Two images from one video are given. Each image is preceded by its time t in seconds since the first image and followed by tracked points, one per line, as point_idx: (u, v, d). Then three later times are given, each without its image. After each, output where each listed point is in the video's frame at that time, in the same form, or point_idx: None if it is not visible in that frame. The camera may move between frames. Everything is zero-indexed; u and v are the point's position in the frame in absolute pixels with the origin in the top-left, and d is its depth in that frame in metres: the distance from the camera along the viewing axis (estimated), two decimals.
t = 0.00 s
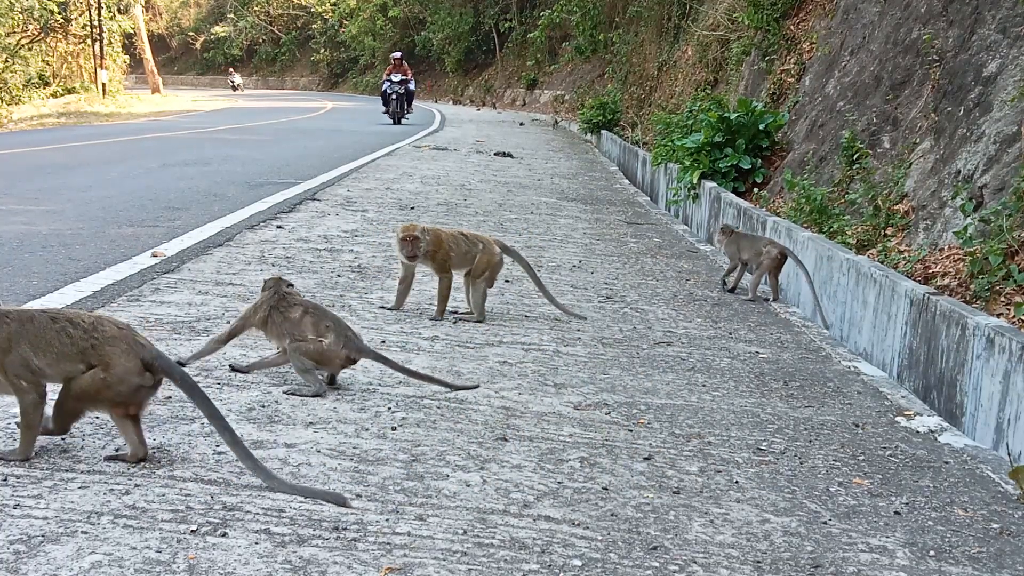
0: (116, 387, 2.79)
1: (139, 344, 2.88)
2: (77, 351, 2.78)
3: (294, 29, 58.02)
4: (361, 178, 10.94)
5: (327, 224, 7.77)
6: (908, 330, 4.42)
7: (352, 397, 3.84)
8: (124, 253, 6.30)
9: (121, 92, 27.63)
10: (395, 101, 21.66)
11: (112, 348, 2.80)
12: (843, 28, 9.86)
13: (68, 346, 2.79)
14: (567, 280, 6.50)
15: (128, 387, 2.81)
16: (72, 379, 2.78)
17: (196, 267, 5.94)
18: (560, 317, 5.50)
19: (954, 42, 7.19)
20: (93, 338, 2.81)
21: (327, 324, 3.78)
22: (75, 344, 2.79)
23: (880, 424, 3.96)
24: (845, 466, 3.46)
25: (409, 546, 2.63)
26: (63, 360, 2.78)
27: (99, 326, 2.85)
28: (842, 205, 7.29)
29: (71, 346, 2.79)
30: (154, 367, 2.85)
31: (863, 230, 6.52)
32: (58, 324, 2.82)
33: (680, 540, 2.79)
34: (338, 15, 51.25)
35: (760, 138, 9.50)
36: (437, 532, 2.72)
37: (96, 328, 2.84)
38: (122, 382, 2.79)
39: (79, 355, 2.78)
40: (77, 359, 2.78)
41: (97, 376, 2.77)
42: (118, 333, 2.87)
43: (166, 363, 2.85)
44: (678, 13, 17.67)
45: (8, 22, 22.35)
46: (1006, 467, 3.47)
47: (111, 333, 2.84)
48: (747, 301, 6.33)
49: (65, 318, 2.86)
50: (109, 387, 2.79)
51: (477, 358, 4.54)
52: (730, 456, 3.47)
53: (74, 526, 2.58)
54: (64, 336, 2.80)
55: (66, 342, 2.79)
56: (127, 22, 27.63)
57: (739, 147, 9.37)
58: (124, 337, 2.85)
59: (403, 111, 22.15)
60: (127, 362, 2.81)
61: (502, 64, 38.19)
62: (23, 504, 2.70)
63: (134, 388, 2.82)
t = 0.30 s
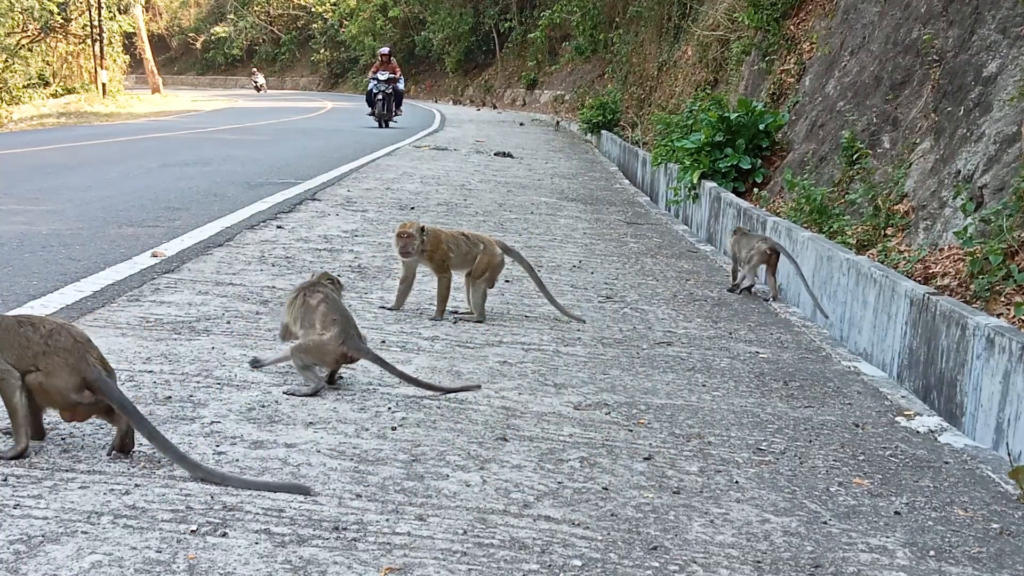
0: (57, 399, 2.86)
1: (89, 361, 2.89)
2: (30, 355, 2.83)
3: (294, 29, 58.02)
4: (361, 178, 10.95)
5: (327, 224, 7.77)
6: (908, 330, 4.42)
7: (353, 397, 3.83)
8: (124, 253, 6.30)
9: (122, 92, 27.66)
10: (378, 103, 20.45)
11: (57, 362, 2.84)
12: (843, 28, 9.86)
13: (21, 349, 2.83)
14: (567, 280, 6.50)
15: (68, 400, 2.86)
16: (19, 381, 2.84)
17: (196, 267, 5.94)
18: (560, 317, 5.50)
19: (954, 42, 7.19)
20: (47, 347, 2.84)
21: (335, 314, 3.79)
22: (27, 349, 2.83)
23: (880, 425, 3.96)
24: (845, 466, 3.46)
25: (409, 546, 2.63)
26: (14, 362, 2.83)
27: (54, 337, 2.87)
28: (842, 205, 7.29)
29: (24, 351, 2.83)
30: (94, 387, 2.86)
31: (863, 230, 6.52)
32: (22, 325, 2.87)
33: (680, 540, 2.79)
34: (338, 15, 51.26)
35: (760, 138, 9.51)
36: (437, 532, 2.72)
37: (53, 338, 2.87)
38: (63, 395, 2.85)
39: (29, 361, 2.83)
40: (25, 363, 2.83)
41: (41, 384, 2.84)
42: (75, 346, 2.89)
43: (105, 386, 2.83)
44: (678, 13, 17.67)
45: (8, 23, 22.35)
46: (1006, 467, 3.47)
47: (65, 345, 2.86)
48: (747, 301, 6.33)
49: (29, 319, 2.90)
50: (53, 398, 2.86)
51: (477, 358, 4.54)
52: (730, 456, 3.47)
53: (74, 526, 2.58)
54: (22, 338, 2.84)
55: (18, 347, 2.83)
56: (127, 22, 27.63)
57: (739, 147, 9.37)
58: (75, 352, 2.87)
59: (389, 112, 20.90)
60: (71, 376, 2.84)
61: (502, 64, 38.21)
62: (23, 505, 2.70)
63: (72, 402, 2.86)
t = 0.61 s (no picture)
0: (44, 388, 2.98)
1: (70, 351, 3.01)
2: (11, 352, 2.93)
3: (294, 29, 58.01)
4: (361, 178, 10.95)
5: (327, 224, 7.77)
6: (908, 330, 4.42)
7: (353, 397, 3.83)
8: (124, 253, 6.30)
9: (121, 92, 27.65)
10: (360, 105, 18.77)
11: (37, 354, 2.95)
12: (843, 28, 9.86)
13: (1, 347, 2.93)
14: (567, 280, 6.50)
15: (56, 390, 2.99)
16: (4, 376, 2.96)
17: (196, 267, 5.94)
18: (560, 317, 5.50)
19: (954, 42, 7.19)
20: (26, 341, 2.95)
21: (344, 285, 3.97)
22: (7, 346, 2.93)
23: (880, 424, 3.96)
24: (845, 466, 3.46)
25: (409, 546, 2.63)
26: None
27: (32, 331, 2.97)
28: (842, 205, 7.29)
29: (2, 349, 2.93)
30: (75, 375, 2.97)
31: (863, 230, 6.52)
32: None
33: (680, 540, 2.79)
34: (339, 15, 51.23)
35: (760, 138, 9.51)
36: (437, 532, 2.72)
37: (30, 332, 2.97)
38: (50, 385, 2.98)
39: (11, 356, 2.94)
40: (8, 358, 2.94)
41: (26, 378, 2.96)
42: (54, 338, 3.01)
43: (87, 373, 2.95)
44: (678, 13, 17.68)
45: (8, 23, 22.34)
46: (1006, 467, 3.47)
47: (44, 340, 2.98)
48: (747, 301, 6.34)
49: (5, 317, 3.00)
50: (42, 389, 2.99)
51: (477, 358, 4.54)
52: (730, 456, 3.47)
53: (74, 526, 2.58)
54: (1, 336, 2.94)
55: None
56: (127, 22, 27.61)
57: (739, 147, 9.38)
58: (54, 343, 2.99)
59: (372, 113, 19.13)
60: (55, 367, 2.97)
61: (502, 64, 38.21)
62: (23, 504, 2.70)
63: (58, 392, 2.99)
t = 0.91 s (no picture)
0: (42, 396, 3.04)
1: (72, 362, 3.07)
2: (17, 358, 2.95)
3: (294, 29, 58.05)
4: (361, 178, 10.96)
5: (327, 224, 7.77)
6: (908, 330, 4.42)
7: (352, 397, 3.83)
8: (124, 253, 6.30)
9: (121, 92, 27.66)
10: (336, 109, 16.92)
11: (42, 362, 2.99)
12: (843, 28, 9.86)
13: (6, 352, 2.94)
14: (567, 280, 6.51)
15: (55, 397, 3.05)
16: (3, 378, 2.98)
17: (196, 267, 5.95)
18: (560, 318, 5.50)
19: (954, 42, 7.19)
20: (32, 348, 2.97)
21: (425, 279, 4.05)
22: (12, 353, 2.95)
23: (880, 425, 3.96)
24: (845, 466, 3.46)
25: (409, 546, 2.63)
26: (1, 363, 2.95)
27: (38, 339, 3.00)
28: (842, 205, 7.29)
29: (7, 352, 2.94)
30: (75, 386, 3.05)
31: (863, 230, 6.52)
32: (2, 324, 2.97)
33: (680, 540, 2.79)
34: (338, 15, 51.25)
35: (760, 139, 9.50)
36: (437, 532, 2.72)
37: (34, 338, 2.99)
38: (50, 394, 3.04)
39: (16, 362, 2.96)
40: (10, 363, 2.96)
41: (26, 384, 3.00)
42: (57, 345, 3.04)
43: (89, 388, 3.04)
44: (678, 13, 17.68)
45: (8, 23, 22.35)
46: (1006, 467, 3.47)
47: (51, 349, 3.01)
48: (747, 301, 6.34)
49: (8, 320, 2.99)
50: (40, 396, 3.04)
51: (477, 358, 4.54)
52: (730, 457, 3.47)
53: (74, 526, 2.58)
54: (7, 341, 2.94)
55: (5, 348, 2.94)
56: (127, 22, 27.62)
57: (739, 147, 9.37)
58: (59, 352, 3.03)
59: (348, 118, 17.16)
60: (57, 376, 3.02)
61: (502, 64, 38.22)
62: (23, 505, 2.70)
63: (53, 400, 3.05)
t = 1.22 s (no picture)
0: (47, 411, 3.10)
1: (82, 384, 3.15)
2: (32, 365, 3.05)
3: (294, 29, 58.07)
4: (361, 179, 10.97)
5: (327, 225, 7.78)
6: (908, 331, 4.42)
7: (352, 397, 3.84)
8: (125, 254, 6.31)
9: (121, 92, 27.64)
10: (300, 112, 15.48)
11: (54, 376, 3.09)
12: (843, 29, 9.87)
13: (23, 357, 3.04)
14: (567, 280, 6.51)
15: (56, 412, 3.11)
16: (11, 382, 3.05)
17: (196, 267, 5.95)
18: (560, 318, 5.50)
19: (954, 43, 7.20)
20: (49, 359, 3.08)
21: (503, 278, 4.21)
22: (30, 359, 3.05)
23: (880, 425, 3.96)
24: (845, 467, 3.46)
25: (409, 546, 2.63)
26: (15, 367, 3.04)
27: (56, 354, 3.10)
28: (842, 205, 7.29)
29: (26, 359, 3.05)
30: (82, 409, 3.12)
31: (863, 231, 6.52)
32: (26, 331, 3.09)
33: (680, 540, 2.79)
34: (338, 15, 51.27)
35: (760, 139, 9.51)
36: (437, 533, 2.73)
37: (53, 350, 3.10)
38: (52, 407, 3.09)
39: (30, 368, 3.05)
40: (24, 370, 3.05)
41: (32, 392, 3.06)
42: (73, 363, 3.15)
43: (95, 410, 3.10)
44: (678, 14, 17.70)
45: (9, 23, 22.38)
46: (1006, 468, 3.47)
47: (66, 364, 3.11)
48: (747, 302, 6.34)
49: (32, 329, 3.12)
50: (43, 407, 3.09)
51: (477, 358, 4.55)
52: (730, 457, 3.48)
53: (74, 527, 2.59)
54: (27, 347, 3.05)
55: (22, 354, 3.04)
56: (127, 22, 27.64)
57: (739, 148, 9.38)
58: (73, 373, 3.14)
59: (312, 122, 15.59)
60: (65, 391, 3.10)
61: (502, 65, 38.25)
62: (23, 505, 2.70)
63: (57, 417, 3.12)
